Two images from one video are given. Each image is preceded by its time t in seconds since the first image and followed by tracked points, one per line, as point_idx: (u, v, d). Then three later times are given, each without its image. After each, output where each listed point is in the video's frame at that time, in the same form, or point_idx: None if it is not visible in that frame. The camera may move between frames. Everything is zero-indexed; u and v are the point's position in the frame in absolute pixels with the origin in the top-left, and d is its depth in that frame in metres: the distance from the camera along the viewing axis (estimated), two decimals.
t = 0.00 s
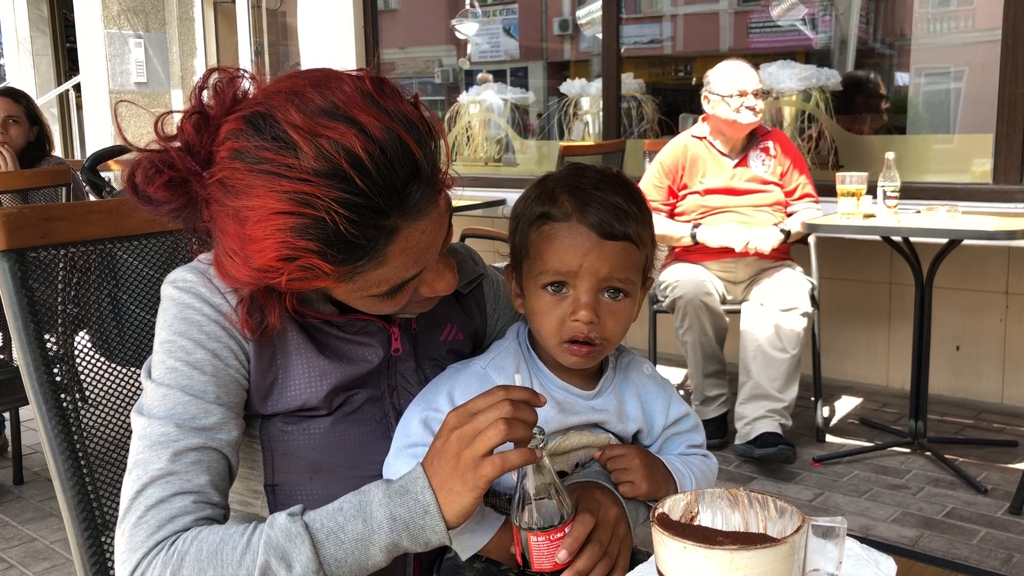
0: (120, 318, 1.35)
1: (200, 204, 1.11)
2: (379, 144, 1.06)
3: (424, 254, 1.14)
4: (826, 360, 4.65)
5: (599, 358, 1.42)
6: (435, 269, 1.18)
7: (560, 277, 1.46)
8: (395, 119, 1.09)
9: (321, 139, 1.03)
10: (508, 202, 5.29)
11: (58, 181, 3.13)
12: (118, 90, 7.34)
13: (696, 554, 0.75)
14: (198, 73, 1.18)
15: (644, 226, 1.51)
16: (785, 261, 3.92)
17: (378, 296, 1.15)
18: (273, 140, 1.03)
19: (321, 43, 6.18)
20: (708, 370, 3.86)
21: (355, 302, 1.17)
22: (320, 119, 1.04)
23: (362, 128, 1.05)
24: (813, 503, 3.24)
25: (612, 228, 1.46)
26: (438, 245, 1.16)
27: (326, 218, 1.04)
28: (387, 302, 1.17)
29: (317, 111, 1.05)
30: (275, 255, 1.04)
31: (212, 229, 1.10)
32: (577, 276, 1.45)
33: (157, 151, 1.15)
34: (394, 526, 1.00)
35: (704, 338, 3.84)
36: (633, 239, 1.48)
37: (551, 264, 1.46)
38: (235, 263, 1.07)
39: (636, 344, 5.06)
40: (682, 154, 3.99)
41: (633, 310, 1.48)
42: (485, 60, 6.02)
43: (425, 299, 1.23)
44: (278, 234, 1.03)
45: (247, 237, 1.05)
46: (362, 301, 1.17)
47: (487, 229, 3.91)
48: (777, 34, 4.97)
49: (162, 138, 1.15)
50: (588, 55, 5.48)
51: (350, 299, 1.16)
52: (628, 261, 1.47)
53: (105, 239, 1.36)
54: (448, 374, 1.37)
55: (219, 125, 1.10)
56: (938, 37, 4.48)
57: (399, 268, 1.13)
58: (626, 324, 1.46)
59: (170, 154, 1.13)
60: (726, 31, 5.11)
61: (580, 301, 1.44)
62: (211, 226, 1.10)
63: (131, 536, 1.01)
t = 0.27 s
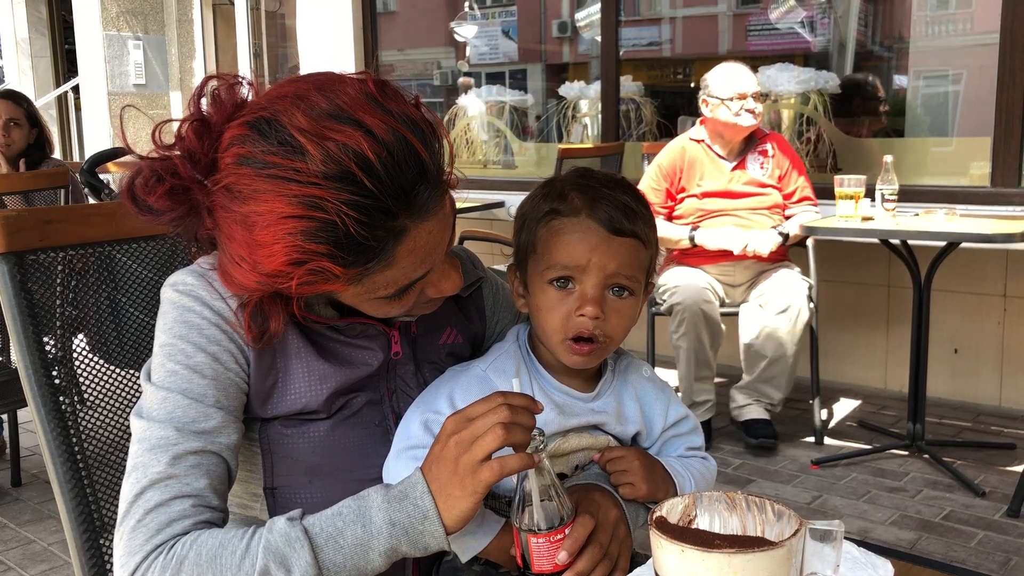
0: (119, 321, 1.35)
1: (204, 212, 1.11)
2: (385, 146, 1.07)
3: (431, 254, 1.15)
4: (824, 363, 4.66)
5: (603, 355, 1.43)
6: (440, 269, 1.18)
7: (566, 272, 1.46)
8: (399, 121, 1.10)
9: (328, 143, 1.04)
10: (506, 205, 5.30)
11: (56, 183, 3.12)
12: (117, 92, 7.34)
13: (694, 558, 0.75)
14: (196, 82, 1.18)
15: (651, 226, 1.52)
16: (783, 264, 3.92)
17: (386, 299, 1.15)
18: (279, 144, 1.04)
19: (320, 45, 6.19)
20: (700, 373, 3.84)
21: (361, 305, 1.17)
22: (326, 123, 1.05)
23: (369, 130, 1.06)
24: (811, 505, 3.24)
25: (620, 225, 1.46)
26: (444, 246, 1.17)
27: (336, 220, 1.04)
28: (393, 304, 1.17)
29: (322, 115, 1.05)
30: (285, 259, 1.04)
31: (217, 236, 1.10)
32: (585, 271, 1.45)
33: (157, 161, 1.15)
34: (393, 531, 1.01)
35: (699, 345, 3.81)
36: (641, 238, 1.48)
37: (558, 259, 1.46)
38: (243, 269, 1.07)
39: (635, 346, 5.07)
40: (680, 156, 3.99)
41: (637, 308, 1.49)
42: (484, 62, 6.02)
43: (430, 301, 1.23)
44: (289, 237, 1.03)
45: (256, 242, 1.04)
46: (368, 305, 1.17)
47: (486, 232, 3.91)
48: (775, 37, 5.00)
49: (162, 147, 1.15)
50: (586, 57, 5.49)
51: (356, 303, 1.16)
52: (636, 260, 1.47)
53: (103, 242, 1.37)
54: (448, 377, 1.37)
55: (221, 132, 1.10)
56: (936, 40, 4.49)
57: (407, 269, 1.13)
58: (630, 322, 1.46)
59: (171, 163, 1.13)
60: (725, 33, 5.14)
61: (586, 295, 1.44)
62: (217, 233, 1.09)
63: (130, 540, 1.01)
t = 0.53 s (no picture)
0: (117, 322, 1.35)
1: (205, 213, 1.11)
2: (386, 142, 1.07)
3: (432, 251, 1.15)
4: (822, 365, 4.66)
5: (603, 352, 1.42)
6: (441, 267, 1.19)
7: (569, 269, 1.46)
8: (399, 118, 1.11)
9: (329, 140, 1.04)
10: (505, 206, 5.31)
11: (55, 184, 3.13)
12: (116, 93, 7.34)
13: (691, 558, 0.76)
14: (194, 85, 1.19)
15: (654, 229, 1.53)
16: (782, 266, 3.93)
17: (388, 297, 1.15)
18: (280, 142, 1.04)
19: (320, 46, 6.19)
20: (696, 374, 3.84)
21: (363, 304, 1.17)
22: (326, 121, 1.05)
23: (369, 127, 1.06)
24: (809, 507, 3.25)
25: (625, 224, 1.47)
26: (445, 242, 1.17)
27: (338, 218, 1.04)
28: (396, 302, 1.17)
29: (322, 113, 1.06)
30: (288, 257, 1.04)
31: (219, 236, 1.10)
32: (588, 268, 1.45)
33: (157, 165, 1.16)
34: (390, 531, 1.01)
35: (695, 347, 3.81)
36: (644, 239, 1.49)
37: (561, 256, 1.46)
38: (245, 268, 1.07)
39: (633, 348, 5.07)
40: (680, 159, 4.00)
41: (638, 309, 1.49)
42: (483, 63, 6.03)
43: (432, 300, 1.23)
44: (291, 235, 1.03)
45: (258, 241, 1.04)
46: (370, 303, 1.17)
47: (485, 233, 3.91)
48: (773, 39, 5.02)
49: (161, 150, 1.15)
50: (585, 59, 5.50)
51: (358, 301, 1.16)
52: (639, 260, 1.48)
53: (102, 243, 1.37)
54: (447, 378, 1.37)
55: (220, 133, 1.11)
56: (934, 43, 4.50)
57: (409, 266, 1.13)
58: (632, 322, 1.46)
59: (172, 166, 1.14)
60: (724, 35, 5.16)
61: (588, 292, 1.44)
62: (218, 233, 1.10)
63: (128, 540, 1.01)
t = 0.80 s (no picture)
0: (115, 321, 1.35)
1: (203, 212, 1.11)
2: (384, 139, 1.08)
3: (430, 248, 1.15)
4: (820, 366, 4.67)
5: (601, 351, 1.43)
6: (439, 264, 1.18)
7: (566, 269, 1.46)
8: (396, 115, 1.11)
9: (327, 137, 1.04)
10: (504, 207, 5.31)
11: (53, 183, 3.12)
12: (115, 92, 7.34)
13: (687, 557, 0.76)
14: (191, 84, 1.19)
15: (649, 229, 1.53)
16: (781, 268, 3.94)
17: (387, 295, 1.15)
18: (278, 140, 1.04)
19: (319, 45, 6.19)
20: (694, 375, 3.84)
21: (362, 303, 1.17)
22: (324, 118, 1.05)
23: (367, 124, 1.07)
24: (807, 508, 3.25)
25: (621, 224, 1.47)
26: (443, 239, 1.17)
27: (337, 214, 1.04)
28: (395, 300, 1.17)
29: (320, 110, 1.06)
30: (287, 253, 1.04)
31: (217, 235, 1.10)
32: (584, 268, 1.45)
33: (155, 164, 1.16)
34: (388, 530, 1.01)
35: (691, 348, 3.81)
36: (640, 238, 1.50)
37: (557, 256, 1.46)
38: (244, 265, 1.07)
39: (631, 348, 5.08)
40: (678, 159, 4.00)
41: (634, 308, 1.49)
42: (482, 64, 6.03)
43: (429, 299, 1.23)
44: (289, 232, 1.03)
45: (256, 238, 1.04)
46: (369, 301, 1.16)
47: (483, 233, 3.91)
48: (772, 40, 5.03)
49: (159, 150, 1.15)
50: (584, 59, 5.50)
51: (356, 299, 1.16)
52: (635, 259, 1.48)
53: (100, 242, 1.37)
54: (444, 377, 1.37)
55: (218, 131, 1.11)
56: (933, 44, 4.50)
57: (407, 263, 1.13)
58: (629, 321, 1.46)
59: (170, 165, 1.14)
60: (722, 37, 5.17)
61: (585, 292, 1.44)
62: (217, 231, 1.10)
63: (126, 539, 1.01)
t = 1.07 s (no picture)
0: (114, 319, 1.35)
1: (204, 209, 1.11)
2: (384, 137, 1.08)
3: (429, 246, 1.15)
4: (819, 367, 4.67)
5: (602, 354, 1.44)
6: (438, 262, 1.19)
7: (566, 274, 1.46)
8: (396, 114, 1.11)
9: (327, 135, 1.04)
10: (503, 207, 5.31)
11: (52, 182, 3.13)
12: (115, 91, 7.34)
13: (686, 556, 0.76)
14: (193, 82, 1.19)
15: (649, 231, 1.54)
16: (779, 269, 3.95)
17: (386, 293, 1.15)
18: (279, 137, 1.04)
19: (318, 45, 6.19)
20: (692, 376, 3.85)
21: (362, 301, 1.17)
22: (324, 116, 1.05)
23: (367, 121, 1.07)
24: (805, 508, 3.26)
25: (621, 228, 1.47)
26: (442, 238, 1.18)
27: (337, 211, 1.05)
28: (394, 298, 1.17)
29: (320, 108, 1.06)
30: (287, 250, 1.04)
31: (218, 232, 1.11)
32: (585, 274, 1.45)
33: (156, 162, 1.16)
34: (387, 528, 1.01)
35: (689, 348, 3.81)
36: (641, 242, 1.50)
37: (558, 261, 1.46)
38: (244, 262, 1.08)
39: (630, 349, 5.08)
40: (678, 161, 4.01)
41: (634, 311, 1.50)
42: (481, 64, 6.04)
43: (430, 297, 1.23)
44: (289, 228, 1.04)
45: (256, 235, 1.05)
46: (368, 299, 1.17)
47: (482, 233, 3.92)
48: (771, 41, 5.03)
49: (160, 148, 1.16)
50: (584, 60, 5.50)
51: (355, 297, 1.16)
52: (635, 263, 1.48)
53: (100, 241, 1.37)
54: (444, 377, 1.37)
55: (219, 129, 1.11)
56: (932, 46, 4.51)
57: (406, 261, 1.13)
58: (629, 325, 1.47)
59: (171, 163, 1.14)
60: (722, 38, 5.17)
61: (586, 297, 1.45)
62: (217, 228, 1.10)
63: (126, 537, 1.01)
